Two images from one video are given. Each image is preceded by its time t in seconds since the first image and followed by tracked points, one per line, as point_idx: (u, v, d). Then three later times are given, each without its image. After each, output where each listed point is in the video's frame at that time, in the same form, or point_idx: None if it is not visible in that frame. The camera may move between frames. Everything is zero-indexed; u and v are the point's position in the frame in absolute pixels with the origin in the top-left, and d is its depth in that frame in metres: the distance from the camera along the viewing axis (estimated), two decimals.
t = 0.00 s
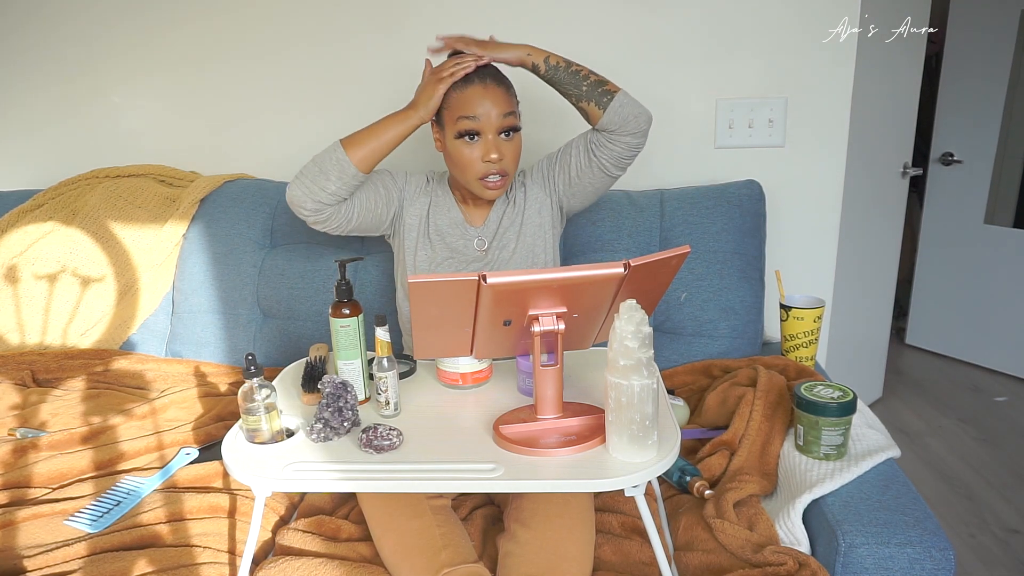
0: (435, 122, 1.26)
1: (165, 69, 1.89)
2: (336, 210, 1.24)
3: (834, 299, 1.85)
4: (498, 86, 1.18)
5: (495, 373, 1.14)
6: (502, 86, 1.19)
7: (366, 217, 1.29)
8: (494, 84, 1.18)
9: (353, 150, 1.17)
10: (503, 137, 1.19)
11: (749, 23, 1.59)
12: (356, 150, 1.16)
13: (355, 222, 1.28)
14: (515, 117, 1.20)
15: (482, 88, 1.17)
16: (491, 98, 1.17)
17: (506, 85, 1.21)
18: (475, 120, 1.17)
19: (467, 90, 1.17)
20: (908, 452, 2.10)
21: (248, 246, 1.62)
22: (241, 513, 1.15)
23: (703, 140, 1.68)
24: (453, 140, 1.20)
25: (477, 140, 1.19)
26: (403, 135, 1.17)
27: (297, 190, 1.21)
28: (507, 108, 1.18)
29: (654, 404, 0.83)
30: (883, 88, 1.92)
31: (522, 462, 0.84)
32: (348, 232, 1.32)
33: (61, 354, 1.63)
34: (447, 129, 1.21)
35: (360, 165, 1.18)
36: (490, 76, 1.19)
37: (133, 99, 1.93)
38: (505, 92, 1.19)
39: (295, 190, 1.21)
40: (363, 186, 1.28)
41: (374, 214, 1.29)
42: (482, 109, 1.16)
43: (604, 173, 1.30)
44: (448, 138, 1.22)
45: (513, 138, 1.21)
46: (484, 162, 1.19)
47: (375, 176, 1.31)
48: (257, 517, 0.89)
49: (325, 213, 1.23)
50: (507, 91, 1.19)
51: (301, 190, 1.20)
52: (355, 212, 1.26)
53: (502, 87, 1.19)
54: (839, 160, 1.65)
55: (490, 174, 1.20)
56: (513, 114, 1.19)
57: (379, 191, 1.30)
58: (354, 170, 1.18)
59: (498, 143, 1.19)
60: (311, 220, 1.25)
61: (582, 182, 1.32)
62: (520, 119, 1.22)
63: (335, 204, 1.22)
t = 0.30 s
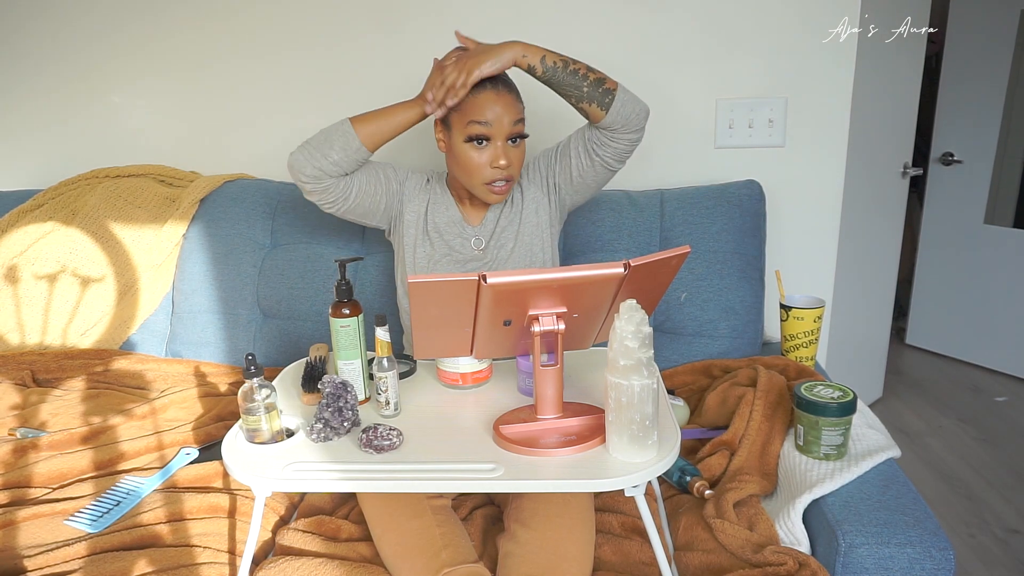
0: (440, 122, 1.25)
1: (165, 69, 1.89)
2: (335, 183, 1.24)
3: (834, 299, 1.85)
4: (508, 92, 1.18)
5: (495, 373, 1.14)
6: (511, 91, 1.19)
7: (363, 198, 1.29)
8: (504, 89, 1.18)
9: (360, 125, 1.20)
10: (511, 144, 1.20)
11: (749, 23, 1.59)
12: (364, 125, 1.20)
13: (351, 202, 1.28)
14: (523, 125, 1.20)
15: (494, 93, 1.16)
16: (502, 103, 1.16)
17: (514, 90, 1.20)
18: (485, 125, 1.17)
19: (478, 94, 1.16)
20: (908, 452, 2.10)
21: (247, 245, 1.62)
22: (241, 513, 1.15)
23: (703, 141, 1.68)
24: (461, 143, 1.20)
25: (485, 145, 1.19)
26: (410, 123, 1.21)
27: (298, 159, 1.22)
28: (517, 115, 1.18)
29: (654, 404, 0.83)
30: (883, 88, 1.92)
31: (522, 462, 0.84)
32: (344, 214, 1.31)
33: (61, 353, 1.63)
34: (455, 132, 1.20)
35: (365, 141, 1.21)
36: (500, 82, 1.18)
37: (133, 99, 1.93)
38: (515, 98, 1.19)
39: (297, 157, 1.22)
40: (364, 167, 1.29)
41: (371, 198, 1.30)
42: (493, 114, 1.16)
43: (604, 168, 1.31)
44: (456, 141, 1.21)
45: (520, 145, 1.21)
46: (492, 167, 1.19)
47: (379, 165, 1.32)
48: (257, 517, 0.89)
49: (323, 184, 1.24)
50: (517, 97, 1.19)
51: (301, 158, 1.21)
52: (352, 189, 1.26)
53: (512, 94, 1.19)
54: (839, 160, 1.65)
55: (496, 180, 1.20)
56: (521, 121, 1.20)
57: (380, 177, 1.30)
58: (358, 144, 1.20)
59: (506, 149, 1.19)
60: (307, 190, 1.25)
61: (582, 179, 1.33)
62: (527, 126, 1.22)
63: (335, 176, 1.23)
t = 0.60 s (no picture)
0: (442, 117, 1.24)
1: (165, 69, 1.89)
2: (330, 218, 1.22)
3: (834, 299, 1.85)
4: (513, 100, 1.17)
5: (495, 373, 1.14)
6: (517, 101, 1.18)
7: (360, 223, 1.27)
8: (510, 97, 1.17)
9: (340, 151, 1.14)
10: (506, 152, 1.19)
11: (750, 23, 1.59)
12: (344, 151, 1.14)
13: (351, 228, 1.27)
14: (522, 136, 1.20)
15: (498, 99, 1.16)
16: (505, 111, 1.16)
17: (523, 97, 1.20)
18: (483, 129, 1.16)
19: (482, 97, 1.16)
20: (908, 452, 2.09)
21: (246, 246, 1.62)
22: (241, 513, 1.15)
23: (703, 141, 1.68)
24: (457, 141, 1.20)
25: (480, 148, 1.18)
26: (389, 126, 1.13)
27: (290, 202, 1.19)
28: (517, 125, 1.18)
29: (654, 404, 0.83)
30: (883, 87, 1.92)
31: (522, 462, 0.84)
32: (343, 241, 1.30)
33: (61, 354, 1.63)
34: (454, 130, 1.20)
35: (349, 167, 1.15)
36: (509, 89, 1.18)
37: (133, 99, 1.93)
38: (519, 108, 1.18)
39: (287, 201, 1.19)
40: (354, 193, 1.27)
41: (369, 217, 1.28)
42: (492, 119, 1.16)
43: (606, 167, 1.32)
44: (452, 139, 1.21)
45: (516, 156, 1.21)
46: (482, 172, 1.19)
47: (363, 184, 1.30)
48: (258, 517, 0.89)
49: (319, 221, 1.21)
50: (521, 107, 1.18)
51: (294, 200, 1.18)
52: (348, 219, 1.24)
53: (518, 104, 1.18)
54: (839, 160, 1.65)
55: (484, 185, 1.20)
56: (521, 132, 1.19)
57: (371, 199, 1.29)
58: (344, 173, 1.15)
59: (499, 156, 1.19)
60: (307, 229, 1.23)
61: (581, 177, 1.34)
62: (527, 138, 1.22)
63: (327, 211, 1.20)
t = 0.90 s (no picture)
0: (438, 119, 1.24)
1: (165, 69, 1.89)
2: (335, 217, 1.23)
3: (834, 299, 1.85)
4: (511, 100, 1.18)
5: (495, 373, 1.14)
6: (515, 101, 1.18)
7: (364, 222, 1.27)
8: (507, 97, 1.18)
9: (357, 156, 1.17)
10: (506, 152, 1.19)
11: (750, 23, 1.59)
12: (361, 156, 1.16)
13: (351, 230, 1.28)
14: (521, 136, 1.20)
15: (496, 99, 1.16)
16: (503, 111, 1.16)
17: (518, 97, 1.20)
18: (482, 130, 1.17)
19: (480, 99, 1.16)
20: (908, 452, 2.09)
21: (246, 246, 1.62)
22: (241, 513, 1.15)
23: (703, 141, 1.68)
24: (456, 144, 1.19)
25: (480, 150, 1.18)
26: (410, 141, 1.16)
27: (297, 197, 1.20)
28: (516, 125, 1.18)
29: (654, 404, 0.83)
30: (883, 87, 1.92)
31: (522, 462, 0.84)
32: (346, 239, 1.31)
33: (61, 353, 1.63)
34: (452, 132, 1.20)
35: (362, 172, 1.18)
36: (506, 89, 1.18)
37: (133, 99, 1.93)
38: (517, 108, 1.18)
39: (295, 196, 1.21)
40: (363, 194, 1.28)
41: (373, 219, 1.29)
42: (491, 120, 1.16)
43: (605, 167, 1.32)
44: (451, 140, 1.21)
45: (515, 155, 1.21)
46: (483, 173, 1.19)
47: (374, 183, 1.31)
48: (258, 517, 0.89)
49: (324, 220, 1.23)
50: (518, 107, 1.19)
51: (301, 196, 1.20)
52: (352, 219, 1.25)
53: (516, 103, 1.19)
54: (839, 160, 1.65)
55: (486, 186, 1.20)
56: (520, 132, 1.19)
57: (376, 199, 1.29)
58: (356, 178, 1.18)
59: (500, 157, 1.19)
60: (309, 225, 1.25)
61: (581, 177, 1.34)
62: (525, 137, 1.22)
63: (335, 211, 1.22)
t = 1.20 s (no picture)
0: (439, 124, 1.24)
1: (164, 68, 1.89)
2: (329, 192, 1.25)
3: (834, 299, 1.85)
4: (511, 98, 1.18)
5: (495, 373, 1.14)
6: (515, 98, 1.18)
7: (358, 203, 1.28)
8: (508, 95, 1.17)
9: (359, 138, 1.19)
10: (512, 150, 1.19)
11: (750, 23, 1.59)
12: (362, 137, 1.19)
13: (344, 209, 1.29)
14: (524, 133, 1.21)
15: (498, 99, 1.16)
16: (506, 110, 1.16)
17: (518, 95, 1.20)
18: (487, 131, 1.16)
19: (482, 100, 1.16)
20: (908, 452, 2.09)
21: (247, 246, 1.62)
22: (241, 513, 1.15)
23: (703, 140, 1.68)
24: (461, 147, 1.19)
25: (486, 150, 1.18)
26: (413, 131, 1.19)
27: (294, 167, 1.22)
28: (520, 122, 1.18)
29: (654, 404, 0.83)
30: (883, 88, 1.92)
31: (522, 462, 0.84)
32: (338, 218, 1.32)
33: (61, 354, 1.63)
34: (456, 135, 1.20)
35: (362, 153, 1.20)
36: (505, 88, 1.18)
37: (133, 98, 1.93)
38: (518, 105, 1.18)
39: (291, 165, 1.22)
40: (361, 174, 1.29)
41: (369, 202, 1.30)
42: (495, 120, 1.16)
43: (610, 169, 1.33)
44: (455, 143, 1.20)
45: (520, 152, 1.21)
46: (492, 173, 1.19)
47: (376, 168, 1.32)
48: (257, 517, 0.89)
49: (317, 194, 1.24)
50: (519, 104, 1.19)
51: (298, 167, 1.21)
52: (346, 198, 1.27)
53: (517, 102, 1.19)
54: (840, 159, 1.65)
55: (495, 185, 1.20)
56: (522, 129, 1.20)
57: (375, 184, 1.30)
58: (355, 157, 1.20)
59: (507, 155, 1.19)
60: (302, 197, 1.26)
61: (585, 179, 1.34)
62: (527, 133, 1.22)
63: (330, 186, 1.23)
